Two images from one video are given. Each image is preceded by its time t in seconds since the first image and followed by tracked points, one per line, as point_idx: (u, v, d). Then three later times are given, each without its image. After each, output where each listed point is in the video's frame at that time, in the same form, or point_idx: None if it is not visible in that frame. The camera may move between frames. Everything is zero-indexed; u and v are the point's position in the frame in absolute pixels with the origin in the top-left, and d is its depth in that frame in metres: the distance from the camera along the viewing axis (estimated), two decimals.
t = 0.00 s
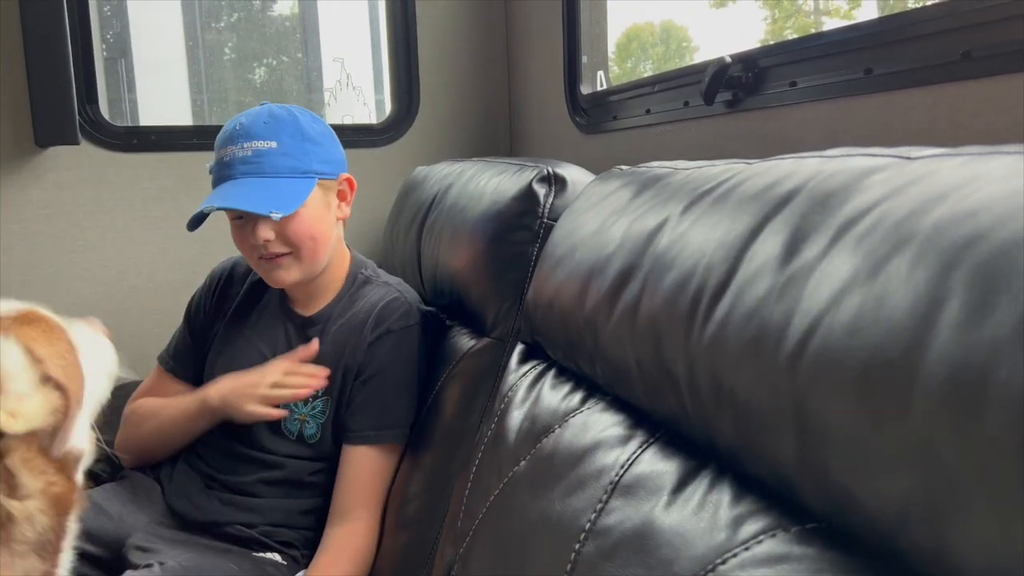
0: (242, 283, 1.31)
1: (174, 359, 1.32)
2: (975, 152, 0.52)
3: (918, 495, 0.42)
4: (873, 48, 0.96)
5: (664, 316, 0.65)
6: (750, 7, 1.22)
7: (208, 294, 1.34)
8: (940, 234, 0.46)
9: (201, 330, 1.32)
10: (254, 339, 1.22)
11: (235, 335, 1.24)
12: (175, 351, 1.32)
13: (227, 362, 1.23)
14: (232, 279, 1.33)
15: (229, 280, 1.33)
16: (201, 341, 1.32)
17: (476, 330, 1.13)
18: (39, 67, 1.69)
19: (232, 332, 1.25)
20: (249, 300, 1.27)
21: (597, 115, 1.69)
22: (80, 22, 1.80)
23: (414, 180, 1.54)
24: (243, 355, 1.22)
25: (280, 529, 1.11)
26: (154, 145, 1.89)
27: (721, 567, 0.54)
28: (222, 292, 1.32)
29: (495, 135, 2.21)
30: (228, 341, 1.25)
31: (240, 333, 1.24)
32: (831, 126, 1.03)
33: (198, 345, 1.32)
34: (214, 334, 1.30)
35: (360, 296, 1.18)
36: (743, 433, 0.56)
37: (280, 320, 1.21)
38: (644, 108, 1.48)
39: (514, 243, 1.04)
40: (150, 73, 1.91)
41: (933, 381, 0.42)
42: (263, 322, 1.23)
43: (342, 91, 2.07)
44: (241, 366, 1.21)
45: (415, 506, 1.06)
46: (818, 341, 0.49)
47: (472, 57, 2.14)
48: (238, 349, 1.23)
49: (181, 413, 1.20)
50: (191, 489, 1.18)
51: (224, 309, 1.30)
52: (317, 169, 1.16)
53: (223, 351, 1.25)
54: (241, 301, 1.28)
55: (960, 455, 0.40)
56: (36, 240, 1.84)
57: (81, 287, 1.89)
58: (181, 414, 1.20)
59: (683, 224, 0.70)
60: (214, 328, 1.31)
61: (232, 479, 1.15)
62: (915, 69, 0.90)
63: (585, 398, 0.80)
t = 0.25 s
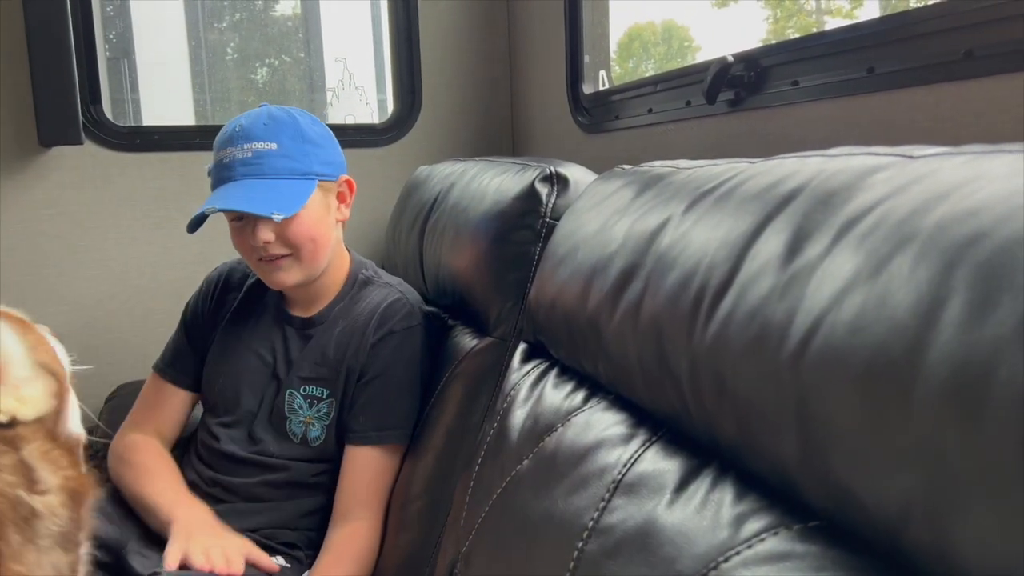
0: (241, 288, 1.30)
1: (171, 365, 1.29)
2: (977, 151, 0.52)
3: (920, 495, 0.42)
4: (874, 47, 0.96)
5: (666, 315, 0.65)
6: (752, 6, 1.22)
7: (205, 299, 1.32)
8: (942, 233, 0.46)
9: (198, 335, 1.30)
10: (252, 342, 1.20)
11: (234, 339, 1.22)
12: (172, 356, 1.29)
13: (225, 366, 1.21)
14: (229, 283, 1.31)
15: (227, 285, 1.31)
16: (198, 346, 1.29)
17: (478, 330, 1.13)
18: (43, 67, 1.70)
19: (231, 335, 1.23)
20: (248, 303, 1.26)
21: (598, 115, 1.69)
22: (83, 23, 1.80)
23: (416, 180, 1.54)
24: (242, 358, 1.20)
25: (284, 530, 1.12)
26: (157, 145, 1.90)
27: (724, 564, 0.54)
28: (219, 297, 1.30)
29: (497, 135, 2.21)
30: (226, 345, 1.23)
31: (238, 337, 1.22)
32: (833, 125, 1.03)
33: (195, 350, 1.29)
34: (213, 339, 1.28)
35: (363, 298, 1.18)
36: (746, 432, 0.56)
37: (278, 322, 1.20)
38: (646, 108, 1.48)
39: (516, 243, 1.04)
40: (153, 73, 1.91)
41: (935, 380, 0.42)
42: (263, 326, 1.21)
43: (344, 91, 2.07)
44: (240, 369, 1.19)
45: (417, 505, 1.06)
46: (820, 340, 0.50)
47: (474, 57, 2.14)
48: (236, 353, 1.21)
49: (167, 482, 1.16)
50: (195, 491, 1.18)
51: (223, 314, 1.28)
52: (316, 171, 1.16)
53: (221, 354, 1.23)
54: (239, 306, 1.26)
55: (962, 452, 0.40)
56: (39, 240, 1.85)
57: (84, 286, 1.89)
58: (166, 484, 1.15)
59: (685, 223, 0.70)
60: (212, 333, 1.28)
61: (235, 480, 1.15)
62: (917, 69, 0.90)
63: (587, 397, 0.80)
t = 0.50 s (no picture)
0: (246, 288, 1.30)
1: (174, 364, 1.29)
2: (978, 150, 0.52)
3: (921, 494, 0.42)
4: (876, 47, 0.96)
5: (668, 315, 0.65)
6: (754, 5, 1.22)
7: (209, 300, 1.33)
8: (942, 233, 0.46)
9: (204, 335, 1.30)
10: (257, 343, 1.21)
11: (239, 339, 1.23)
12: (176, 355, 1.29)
13: (230, 366, 1.21)
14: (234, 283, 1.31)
15: (231, 285, 1.31)
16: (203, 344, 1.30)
17: (481, 329, 1.13)
18: (46, 67, 1.70)
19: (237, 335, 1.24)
20: (253, 303, 1.26)
21: (600, 114, 1.69)
22: (86, 23, 1.81)
23: (419, 179, 1.54)
24: (247, 358, 1.20)
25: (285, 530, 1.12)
26: (160, 145, 1.90)
27: (725, 563, 0.54)
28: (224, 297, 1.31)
29: (500, 134, 2.22)
30: (230, 345, 1.23)
31: (243, 337, 1.23)
32: (835, 125, 1.03)
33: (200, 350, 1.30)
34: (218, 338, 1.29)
35: (367, 298, 1.18)
36: (746, 431, 0.56)
37: (283, 323, 1.21)
38: (649, 108, 1.48)
39: (518, 242, 1.05)
40: (155, 73, 1.92)
41: (936, 379, 0.42)
42: (270, 328, 1.21)
43: (347, 90, 2.08)
44: (245, 369, 1.19)
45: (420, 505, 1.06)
46: (822, 339, 0.50)
47: (477, 57, 2.15)
48: (241, 353, 1.21)
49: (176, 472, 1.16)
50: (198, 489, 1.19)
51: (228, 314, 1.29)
52: (304, 173, 1.15)
53: (227, 354, 1.23)
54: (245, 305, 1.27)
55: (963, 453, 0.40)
56: (42, 240, 1.85)
57: (87, 285, 1.90)
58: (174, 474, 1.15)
59: (687, 223, 0.70)
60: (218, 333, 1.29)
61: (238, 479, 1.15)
62: (919, 68, 0.90)
63: (589, 396, 0.80)
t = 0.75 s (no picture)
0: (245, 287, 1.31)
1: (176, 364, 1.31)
2: (980, 149, 0.52)
3: (923, 492, 0.43)
4: (879, 46, 0.96)
5: (670, 314, 0.65)
6: (756, 5, 1.22)
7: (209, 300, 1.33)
8: (944, 232, 0.46)
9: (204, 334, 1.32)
10: (257, 347, 1.21)
11: (239, 342, 1.23)
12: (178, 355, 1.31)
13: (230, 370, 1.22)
14: (233, 282, 1.32)
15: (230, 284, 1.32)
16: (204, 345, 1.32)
17: (483, 329, 1.14)
18: (50, 68, 1.70)
19: (237, 338, 1.24)
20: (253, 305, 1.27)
21: (603, 113, 1.70)
22: (89, 23, 1.81)
23: (421, 178, 1.54)
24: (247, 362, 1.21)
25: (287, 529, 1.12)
26: (163, 145, 1.90)
27: (728, 562, 0.54)
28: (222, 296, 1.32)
29: (502, 133, 2.22)
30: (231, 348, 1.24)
31: (243, 341, 1.23)
32: (837, 124, 1.03)
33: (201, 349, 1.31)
34: (218, 337, 1.29)
35: (366, 301, 1.18)
36: (749, 429, 0.56)
37: (282, 326, 1.21)
38: (651, 107, 1.48)
39: (520, 242, 1.05)
40: (158, 73, 1.92)
41: (937, 378, 0.42)
42: (269, 330, 1.22)
43: (349, 90, 2.08)
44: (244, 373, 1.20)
45: (422, 505, 1.06)
46: (824, 339, 0.50)
47: (479, 57, 2.15)
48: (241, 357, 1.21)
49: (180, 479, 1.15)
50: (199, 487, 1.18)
51: (227, 313, 1.30)
52: (303, 172, 1.15)
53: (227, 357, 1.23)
54: (244, 306, 1.28)
55: (967, 452, 0.40)
56: (45, 240, 1.85)
57: (90, 284, 1.90)
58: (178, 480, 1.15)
59: (689, 222, 0.70)
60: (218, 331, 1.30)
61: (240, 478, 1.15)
62: (923, 66, 0.90)
63: (591, 396, 0.81)
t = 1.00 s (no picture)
0: (249, 287, 1.31)
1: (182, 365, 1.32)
2: (982, 149, 0.52)
3: (923, 492, 0.43)
4: (881, 45, 0.96)
5: (672, 314, 0.65)
6: (759, 4, 1.22)
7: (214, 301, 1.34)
8: (945, 232, 0.46)
9: (208, 336, 1.33)
10: (263, 347, 1.21)
11: (244, 342, 1.24)
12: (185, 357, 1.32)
13: (236, 369, 1.22)
14: (237, 282, 1.33)
15: (235, 285, 1.33)
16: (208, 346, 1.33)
17: (486, 328, 1.14)
18: (52, 68, 1.71)
19: (244, 338, 1.24)
20: (259, 304, 1.27)
21: (605, 113, 1.70)
22: (92, 23, 1.81)
23: (424, 178, 1.55)
24: (253, 361, 1.21)
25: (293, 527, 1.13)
26: (166, 145, 1.91)
27: (729, 562, 0.54)
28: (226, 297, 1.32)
29: (505, 133, 2.22)
30: (236, 347, 1.24)
31: (248, 340, 1.24)
32: (840, 123, 1.03)
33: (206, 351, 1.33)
34: (223, 337, 1.30)
35: (372, 301, 1.18)
36: (751, 429, 0.56)
37: (288, 325, 1.21)
38: (653, 106, 1.48)
39: (523, 241, 1.05)
40: (161, 73, 1.93)
41: (938, 378, 0.42)
42: (274, 330, 1.22)
43: (351, 90, 2.08)
44: (250, 373, 1.20)
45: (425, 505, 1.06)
46: (825, 338, 0.50)
47: (481, 56, 2.15)
48: (247, 357, 1.22)
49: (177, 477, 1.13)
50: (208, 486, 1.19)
51: (232, 313, 1.30)
52: (318, 168, 1.15)
53: (233, 356, 1.24)
54: (249, 307, 1.28)
55: (968, 453, 0.40)
56: (48, 240, 1.86)
57: (93, 284, 1.90)
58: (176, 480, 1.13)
59: (691, 222, 0.70)
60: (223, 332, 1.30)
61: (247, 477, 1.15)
62: (925, 66, 0.90)
63: (594, 395, 0.81)
